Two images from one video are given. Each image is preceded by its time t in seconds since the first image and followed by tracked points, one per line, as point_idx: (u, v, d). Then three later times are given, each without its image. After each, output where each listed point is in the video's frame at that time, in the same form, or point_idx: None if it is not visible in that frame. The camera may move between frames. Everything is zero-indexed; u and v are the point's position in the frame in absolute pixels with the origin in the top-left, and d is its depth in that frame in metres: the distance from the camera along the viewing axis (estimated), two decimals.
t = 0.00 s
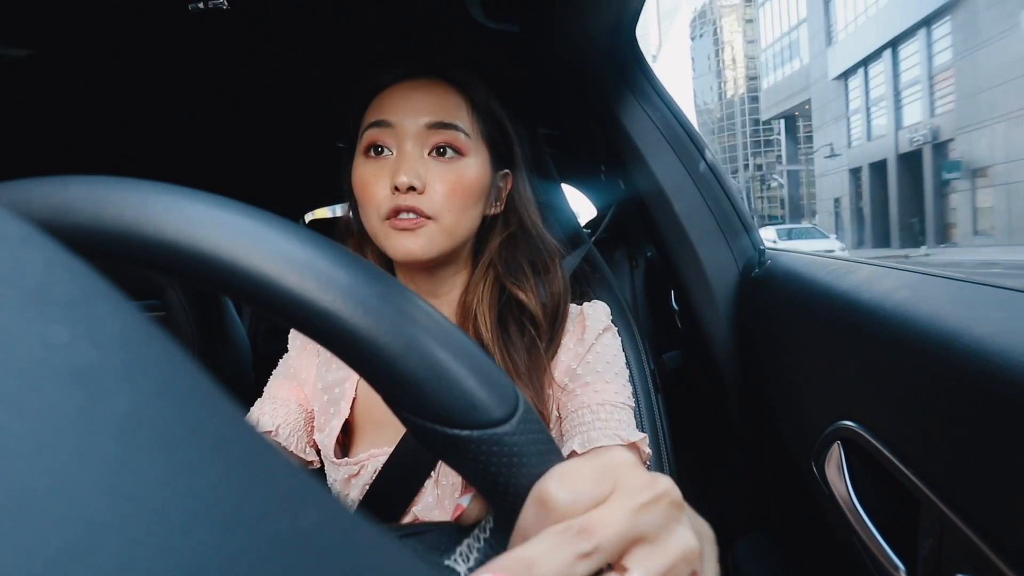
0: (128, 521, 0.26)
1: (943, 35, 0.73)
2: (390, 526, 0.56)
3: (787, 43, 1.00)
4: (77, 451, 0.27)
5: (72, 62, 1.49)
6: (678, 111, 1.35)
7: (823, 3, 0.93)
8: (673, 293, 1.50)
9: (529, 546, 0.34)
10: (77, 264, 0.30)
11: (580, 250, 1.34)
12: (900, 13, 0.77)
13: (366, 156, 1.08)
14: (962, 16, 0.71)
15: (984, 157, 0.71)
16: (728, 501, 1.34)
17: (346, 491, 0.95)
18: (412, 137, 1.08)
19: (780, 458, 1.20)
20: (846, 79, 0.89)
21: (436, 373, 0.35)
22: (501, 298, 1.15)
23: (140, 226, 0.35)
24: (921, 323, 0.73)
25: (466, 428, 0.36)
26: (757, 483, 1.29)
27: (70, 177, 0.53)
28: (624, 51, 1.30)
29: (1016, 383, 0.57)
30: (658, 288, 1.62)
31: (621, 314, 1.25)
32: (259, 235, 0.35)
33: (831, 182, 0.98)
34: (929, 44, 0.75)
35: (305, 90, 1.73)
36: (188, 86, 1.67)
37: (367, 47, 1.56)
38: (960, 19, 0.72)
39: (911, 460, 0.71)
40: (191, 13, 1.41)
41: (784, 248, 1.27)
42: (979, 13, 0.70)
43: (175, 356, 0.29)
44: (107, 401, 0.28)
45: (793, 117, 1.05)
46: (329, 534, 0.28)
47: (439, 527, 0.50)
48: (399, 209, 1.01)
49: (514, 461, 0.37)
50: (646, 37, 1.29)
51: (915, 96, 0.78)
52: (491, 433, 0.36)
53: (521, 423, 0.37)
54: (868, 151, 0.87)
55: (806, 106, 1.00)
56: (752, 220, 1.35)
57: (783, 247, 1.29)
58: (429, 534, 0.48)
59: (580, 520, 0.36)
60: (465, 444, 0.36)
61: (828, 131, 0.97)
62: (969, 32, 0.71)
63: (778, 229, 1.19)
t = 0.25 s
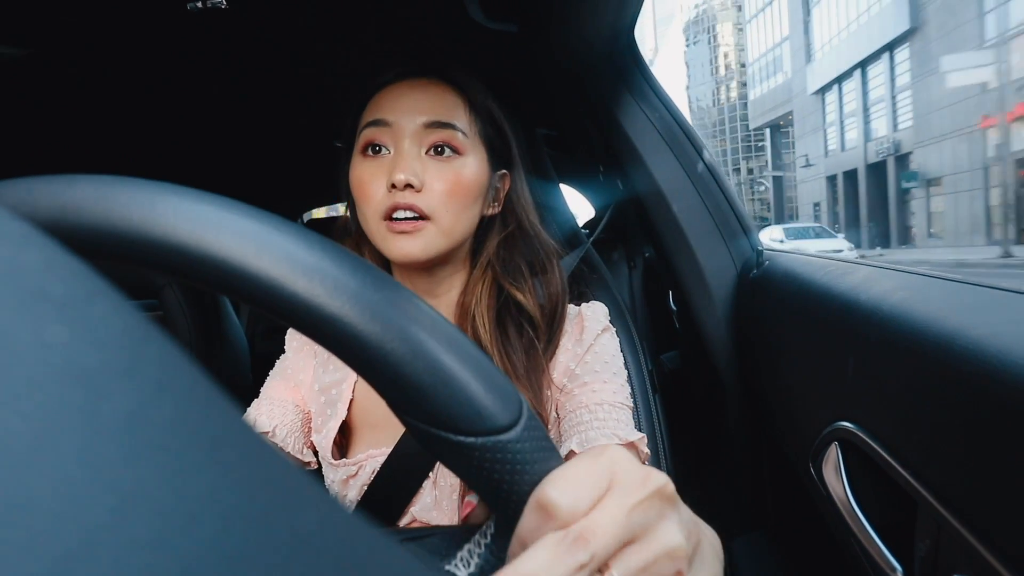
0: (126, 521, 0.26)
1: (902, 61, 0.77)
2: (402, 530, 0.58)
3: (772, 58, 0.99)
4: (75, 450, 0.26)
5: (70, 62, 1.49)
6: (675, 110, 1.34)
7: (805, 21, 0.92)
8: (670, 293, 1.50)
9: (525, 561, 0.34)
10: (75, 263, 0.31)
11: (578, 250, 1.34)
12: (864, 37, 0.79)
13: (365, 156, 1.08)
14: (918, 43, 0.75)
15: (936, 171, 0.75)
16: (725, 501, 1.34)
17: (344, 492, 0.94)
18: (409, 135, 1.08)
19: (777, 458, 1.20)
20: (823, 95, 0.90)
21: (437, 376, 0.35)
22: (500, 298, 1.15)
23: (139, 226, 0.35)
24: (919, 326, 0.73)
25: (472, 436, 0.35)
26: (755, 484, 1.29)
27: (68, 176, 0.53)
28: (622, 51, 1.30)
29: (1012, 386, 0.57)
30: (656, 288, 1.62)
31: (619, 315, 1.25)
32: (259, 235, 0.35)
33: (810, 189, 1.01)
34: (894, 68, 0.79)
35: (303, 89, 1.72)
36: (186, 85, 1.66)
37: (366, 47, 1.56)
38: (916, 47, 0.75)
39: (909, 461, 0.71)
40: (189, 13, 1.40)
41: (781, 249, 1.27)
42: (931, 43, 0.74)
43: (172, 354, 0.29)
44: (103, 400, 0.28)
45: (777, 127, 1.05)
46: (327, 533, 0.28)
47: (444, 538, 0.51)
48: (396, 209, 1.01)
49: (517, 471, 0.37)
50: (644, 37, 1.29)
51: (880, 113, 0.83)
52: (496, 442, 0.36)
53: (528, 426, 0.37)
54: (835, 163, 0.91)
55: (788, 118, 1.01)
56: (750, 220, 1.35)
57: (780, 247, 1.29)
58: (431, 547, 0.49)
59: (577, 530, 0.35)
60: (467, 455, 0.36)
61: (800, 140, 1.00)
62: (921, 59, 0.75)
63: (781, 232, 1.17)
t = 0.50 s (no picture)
0: (117, 521, 0.26)
1: (869, 79, 0.82)
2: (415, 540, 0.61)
3: (757, 72, 1.07)
4: (68, 451, 0.27)
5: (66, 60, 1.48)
6: (671, 109, 1.34)
7: (787, 37, 0.99)
8: (667, 293, 1.50)
9: None
10: (69, 263, 0.31)
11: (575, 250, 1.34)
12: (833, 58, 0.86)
13: (362, 154, 1.08)
14: (881, 64, 0.79)
15: (897, 181, 0.79)
16: (722, 501, 1.34)
17: (340, 492, 0.94)
18: (405, 132, 1.07)
19: (774, 458, 1.20)
20: (803, 107, 0.98)
21: (435, 371, 0.34)
22: (498, 297, 1.14)
23: (134, 223, 0.35)
24: (918, 327, 0.72)
25: (482, 453, 0.35)
26: (751, 484, 1.29)
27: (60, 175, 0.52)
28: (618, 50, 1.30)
29: (1005, 384, 0.57)
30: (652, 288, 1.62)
31: (616, 315, 1.25)
32: (253, 231, 0.35)
33: (791, 194, 1.09)
34: (863, 84, 0.84)
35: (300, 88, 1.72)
36: (182, 84, 1.66)
37: (363, 45, 1.56)
38: (880, 67, 0.79)
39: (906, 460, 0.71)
40: (185, 11, 1.40)
41: (777, 248, 1.27)
42: (891, 66, 0.77)
43: (166, 355, 0.30)
44: (95, 400, 0.28)
45: (765, 135, 1.13)
46: (318, 534, 0.29)
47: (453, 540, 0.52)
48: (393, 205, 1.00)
49: (533, 484, 0.37)
50: (640, 37, 1.29)
51: (852, 126, 0.88)
52: (511, 460, 0.36)
53: (538, 450, 0.37)
54: (814, 169, 0.99)
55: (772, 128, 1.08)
56: (747, 220, 1.35)
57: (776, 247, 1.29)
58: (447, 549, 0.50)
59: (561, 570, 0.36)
60: (482, 470, 0.36)
61: (783, 149, 1.07)
62: (885, 79, 0.79)
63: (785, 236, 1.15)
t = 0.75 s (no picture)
0: (110, 522, 0.26)
1: (842, 96, 0.91)
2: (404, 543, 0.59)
3: (746, 83, 1.14)
4: (62, 450, 0.27)
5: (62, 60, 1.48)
6: (669, 110, 1.34)
7: (773, 53, 1.06)
8: (664, 294, 1.50)
9: None
10: (63, 262, 0.31)
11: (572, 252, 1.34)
12: (819, 72, 0.93)
13: (359, 155, 1.08)
14: (853, 83, 0.88)
15: (867, 187, 0.86)
16: (718, 502, 1.34)
17: (335, 493, 0.94)
18: (402, 133, 1.08)
19: (770, 459, 1.20)
20: (788, 118, 1.04)
21: (433, 372, 0.35)
22: (495, 300, 1.14)
23: (131, 222, 0.35)
24: (911, 329, 0.72)
25: (481, 457, 0.36)
26: (747, 485, 1.29)
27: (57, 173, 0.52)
28: (616, 53, 1.30)
29: (998, 385, 0.58)
30: (649, 289, 1.62)
31: (612, 318, 1.26)
32: (248, 232, 0.35)
33: (776, 199, 1.16)
34: (838, 99, 0.93)
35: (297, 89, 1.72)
36: (178, 83, 1.66)
37: (361, 46, 1.56)
38: (853, 85, 0.88)
39: (901, 462, 0.71)
40: (182, 10, 1.40)
41: (773, 250, 1.27)
42: (863, 84, 0.86)
43: (161, 357, 0.30)
44: (88, 401, 0.28)
45: (755, 142, 1.19)
46: (311, 538, 0.29)
47: (449, 544, 0.49)
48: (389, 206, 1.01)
49: (532, 486, 0.37)
50: (639, 41, 1.29)
51: (830, 137, 0.96)
52: (507, 464, 0.36)
53: (533, 457, 0.37)
54: (796, 176, 1.06)
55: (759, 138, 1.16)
56: (744, 223, 1.36)
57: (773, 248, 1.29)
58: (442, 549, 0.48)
59: None
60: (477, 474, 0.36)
61: (769, 157, 1.14)
62: (857, 96, 0.88)
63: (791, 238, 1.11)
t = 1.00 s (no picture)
0: (105, 526, 0.26)
1: (820, 108, 0.92)
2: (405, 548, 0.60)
3: (736, 92, 1.12)
4: (56, 456, 0.27)
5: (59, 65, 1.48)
6: (665, 112, 1.35)
7: (760, 66, 1.03)
8: (661, 295, 1.51)
9: None
10: (59, 264, 0.31)
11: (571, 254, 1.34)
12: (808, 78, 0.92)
13: (366, 156, 1.08)
14: (831, 97, 0.88)
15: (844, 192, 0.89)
16: (717, 503, 1.34)
17: (334, 495, 0.94)
18: (410, 134, 1.08)
19: (768, 460, 1.20)
20: (775, 126, 1.05)
21: (439, 380, 0.35)
22: (499, 301, 1.14)
23: (140, 225, 0.35)
24: (912, 329, 0.72)
25: (480, 460, 0.35)
26: (746, 486, 1.29)
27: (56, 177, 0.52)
28: (613, 56, 1.30)
29: (997, 388, 0.57)
30: (648, 290, 1.62)
31: (612, 320, 1.26)
32: (260, 237, 0.35)
33: (764, 201, 1.18)
34: (818, 114, 0.93)
35: (294, 92, 1.72)
36: (175, 87, 1.66)
37: (358, 48, 1.56)
38: (831, 99, 0.88)
39: (901, 464, 0.71)
40: (179, 14, 1.40)
41: (771, 251, 1.27)
42: (839, 99, 0.87)
43: (159, 359, 0.30)
44: (85, 402, 0.28)
45: (745, 149, 1.19)
46: (310, 541, 0.29)
47: (450, 548, 0.50)
48: (395, 207, 1.01)
49: (527, 489, 0.37)
50: (635, 44, 1.29)
51: (812, 146, 0.95)
52: (512, 468, 0.36)
53: (532, 462, 0.37)
54: (783, 181, 1.07)
55: (749, 145, 1.15)
56: (741, 224, 1.35)
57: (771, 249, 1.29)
58: (444, 555, 0.49)
59: None
60: (480, 480, 0.36)
61: (758, 161, 1.15)
62: (834, 111, 0.88)
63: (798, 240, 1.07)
